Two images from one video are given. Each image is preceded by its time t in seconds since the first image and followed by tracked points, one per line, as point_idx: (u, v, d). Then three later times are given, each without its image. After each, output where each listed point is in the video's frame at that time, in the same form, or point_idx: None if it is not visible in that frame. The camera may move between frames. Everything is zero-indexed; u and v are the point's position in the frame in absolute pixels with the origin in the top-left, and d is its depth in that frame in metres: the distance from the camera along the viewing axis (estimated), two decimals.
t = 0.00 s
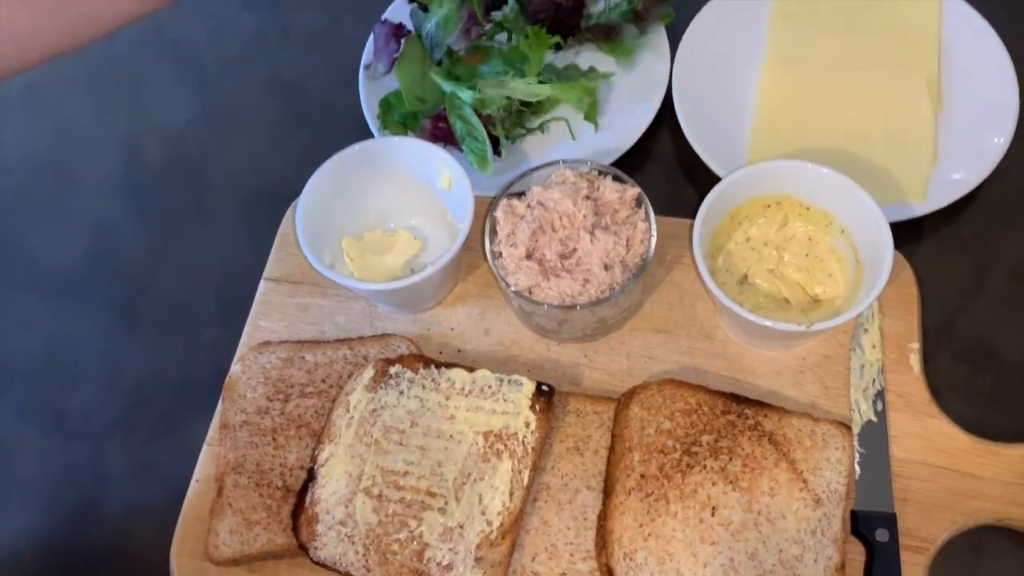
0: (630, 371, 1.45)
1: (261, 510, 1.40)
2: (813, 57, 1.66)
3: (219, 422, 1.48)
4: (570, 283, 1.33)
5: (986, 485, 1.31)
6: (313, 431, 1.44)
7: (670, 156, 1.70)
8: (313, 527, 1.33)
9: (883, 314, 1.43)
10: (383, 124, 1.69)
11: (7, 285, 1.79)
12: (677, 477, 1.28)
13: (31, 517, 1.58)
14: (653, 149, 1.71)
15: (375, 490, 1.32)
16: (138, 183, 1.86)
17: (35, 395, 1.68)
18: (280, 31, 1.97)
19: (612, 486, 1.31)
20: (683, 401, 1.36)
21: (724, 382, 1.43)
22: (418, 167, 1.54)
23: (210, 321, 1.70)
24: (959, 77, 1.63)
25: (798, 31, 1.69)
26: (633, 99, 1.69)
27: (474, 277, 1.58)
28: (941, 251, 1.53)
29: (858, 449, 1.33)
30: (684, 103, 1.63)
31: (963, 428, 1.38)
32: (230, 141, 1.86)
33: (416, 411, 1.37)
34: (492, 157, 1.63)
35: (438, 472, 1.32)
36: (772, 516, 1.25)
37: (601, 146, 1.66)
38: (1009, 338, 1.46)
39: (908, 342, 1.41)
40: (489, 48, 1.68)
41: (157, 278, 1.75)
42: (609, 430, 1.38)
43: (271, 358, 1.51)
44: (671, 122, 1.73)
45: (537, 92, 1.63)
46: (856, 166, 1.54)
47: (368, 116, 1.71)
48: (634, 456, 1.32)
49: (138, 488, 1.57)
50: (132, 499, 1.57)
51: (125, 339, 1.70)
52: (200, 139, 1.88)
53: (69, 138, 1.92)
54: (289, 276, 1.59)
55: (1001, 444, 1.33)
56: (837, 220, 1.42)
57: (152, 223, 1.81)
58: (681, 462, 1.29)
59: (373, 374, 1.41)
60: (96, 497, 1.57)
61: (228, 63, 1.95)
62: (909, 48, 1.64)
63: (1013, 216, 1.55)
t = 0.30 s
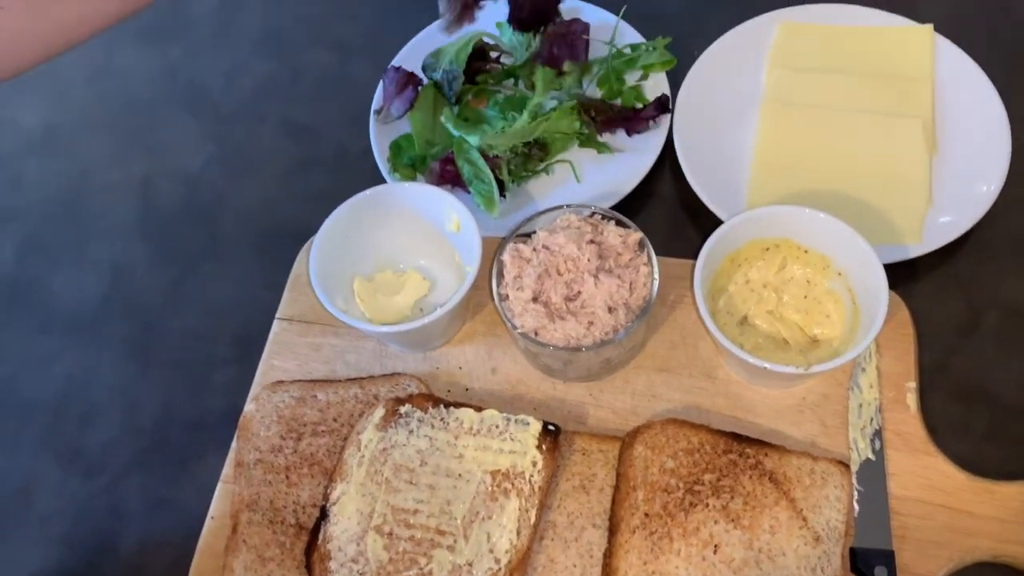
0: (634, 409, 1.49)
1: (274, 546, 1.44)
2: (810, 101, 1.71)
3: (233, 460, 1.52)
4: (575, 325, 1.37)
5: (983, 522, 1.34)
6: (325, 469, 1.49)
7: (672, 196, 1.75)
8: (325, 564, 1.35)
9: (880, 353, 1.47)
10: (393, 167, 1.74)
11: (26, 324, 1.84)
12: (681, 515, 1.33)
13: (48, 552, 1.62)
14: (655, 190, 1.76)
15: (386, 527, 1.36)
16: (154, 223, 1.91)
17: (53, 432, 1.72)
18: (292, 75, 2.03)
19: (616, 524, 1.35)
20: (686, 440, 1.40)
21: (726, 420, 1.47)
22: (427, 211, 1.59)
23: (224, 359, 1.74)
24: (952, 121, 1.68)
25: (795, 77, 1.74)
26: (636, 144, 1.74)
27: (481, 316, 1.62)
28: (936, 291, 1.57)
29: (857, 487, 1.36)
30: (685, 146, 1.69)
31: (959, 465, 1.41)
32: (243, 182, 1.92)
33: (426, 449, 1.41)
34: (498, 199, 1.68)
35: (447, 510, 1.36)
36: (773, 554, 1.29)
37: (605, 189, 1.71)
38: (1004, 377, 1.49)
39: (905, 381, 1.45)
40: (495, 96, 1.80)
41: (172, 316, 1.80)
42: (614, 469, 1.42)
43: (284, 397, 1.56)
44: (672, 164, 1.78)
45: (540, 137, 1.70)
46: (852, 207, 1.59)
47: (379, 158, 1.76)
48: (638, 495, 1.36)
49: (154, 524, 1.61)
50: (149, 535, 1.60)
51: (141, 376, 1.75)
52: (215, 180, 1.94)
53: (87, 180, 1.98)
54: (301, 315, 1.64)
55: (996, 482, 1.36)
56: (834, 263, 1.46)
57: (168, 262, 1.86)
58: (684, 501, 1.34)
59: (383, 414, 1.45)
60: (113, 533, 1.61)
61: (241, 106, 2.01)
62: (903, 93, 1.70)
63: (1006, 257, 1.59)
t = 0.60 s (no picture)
0: (640, 432, 1.49)
1: (281, 567, 1.44)
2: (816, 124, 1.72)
3: (240, 480, 1.53)
4: (582, 347, 1.38)
5: (990, 546, 1.34)
6: (332, 489, 1.49)
7: (678, 218, 1.76)
8: None
9: (886, 376, 1.48)
10: (401, 187, 1.76)
11: (36, 343, 1.85)
12: (688, 539, 1.33)
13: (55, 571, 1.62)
14: (661, 213, 1.77)
15: (392, 548, 1.35)
16: (164, 243, 1.93)
17: (61, 451, 1.73)
18: (301, 96, 2.06)
19: (622, 547, 1.35)
20: (693, 462, 1.40)
21: (732, 442, 1.47)
22: (435, 232, 1.61)
23: (232, 379, 1.75)
24: (956, 145, 1.70)
25: (800, 100, 1.76)
26: (642, 165, 1.76)
27: (488, 337, 1.63)
28: (941, 314, 1.58)
29: (862, 511, 1.37)
30: (691, 169, 1.70)
31: (966, 489, 1.40)
32: (253, 202, 1.94)
33: (433, 470, 1.41)
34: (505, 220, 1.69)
35: (453, 532, 1.35)
36: None
37: (612, 210, 1.73)
38: (1010, 400, 1.49)
39: (911, 404, 1.45)
40: (502, 118, 1.81)
41: (181, 335, 1.81)
42: (620, 491, 1.42)
43: (291, 417, 1.56)
44: (678, 186, 1.80)
45: (547, 159, 1.71)
46: (858, 230, 1.60)
47: (386, 179, 1.78)
48: (644, 518, 1.36)
49: (161, 543, 1.62)
50: (156, 554, 1.61)
51: (149, 395, 1.76)
52: (224, 200, 1.96)
53: (98, 200, 2.01)
54: (309, 335, 1.65)
55: (1003, 506, 1.36)
56: (839, 286, 1.46)
57: (177, 282, 1.87)
58: (691, 524, 1.34)
59: (390, 434, 1.46)
60: (120, 553, 1.62)
61: (250, 127, 2.04)
62: (908, 116, 1.71)
63: (1011, 279, 1.59)
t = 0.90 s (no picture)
0: (645, 437, 1.49)
1: (284, 570, 1.44)
2: (822, 131, 1.72)
3: (243, 482, 1.52)
4: (587, 351, 1.38)
5: (997, 556, 1.33)
6: (335, 492, 1.49)
7: (684, 224, 1.76)
8: None
9: (893, 383, 1.47)
10: (407, 191, 1.77)
11: (39, 343, 1.85)
12: (692, 545, 1.32)
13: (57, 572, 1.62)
14: (666, 218, 1.77)
15: (395, 553, 1.35)
16: (169, 244, 1.93)
17: (64, 452, 1.73)
18: (307, 98, 2.06)
19: (626, 553, 1.35)
20: (698, 469, 1.39)
21: (737, 449, 1.47)
22: (440, 236, 1.61)
23: (236, 381, 1.75)
24: (963, 153, 1.69)
25: (807, 108, 1.76)
26: (648, 172, 1.76)
27: (493, 341, 1.62)
28: (948, 322, 1.57)
29: (868, 518, 1.36)
30: (698, 175, 1.70)
31: (972, 498, 1.40)
32: (257, 204, 1.94)
33: (436, 475, 1.41)
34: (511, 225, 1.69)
35: (457, 536, 1.35)
36: None
37: (618, 215, 1.72)
38: (1016, 408, 1.49)
39: (917, 412, 1.44)
40: (508, 123, 1.82)
41: (185, 337, 1.81)
42: (625, 497, 1.42)
43: (295, 420, 1.56)
44: (684, 193, 1.79)
45: (553, 163, 1.71)
46: (864, 237, 1.59)
47: (392, 183, 1.78)
48: (649, 524, 1.35)
49: (163, 546, 1.61)
50: (158, 556, 1.60)
51: (153, 397, 1.76)
52: (229, 201, 1.96)
53: (104, 201, 2.01)
54: (313, 338, 1.65)
55: (1009, 515, 1.35)
56: (846, 292, 1.46)
57: (182, 284, 1.87)
58: (695, 530, 1.33)
59: (393, 438, 1.46)
60: (122, 554, 1.61)
61: (256, 129, 2.04)
62: (914, 124, 1.71)
63: (1017, 287, 1.59)
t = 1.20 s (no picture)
0: (649, 430, 1.47)
1: (281, 559, 1.42)
2: (831, 123, 1.70)
3: (241, 470, 1.49)
4: (592, 341, 1.37)
5: (1005, 553, 1.31)
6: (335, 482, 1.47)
7: (690, 215, 1.73)
8: None
9: (901, 378, 1.45)
10: (410, 179, 1.74)
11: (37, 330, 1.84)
12: (696, 539, 1.31)
13: (52, 559, 1.60)
14: (673, 209, 1.74)
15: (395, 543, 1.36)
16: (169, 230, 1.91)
17: (60, 438, 1.71)
18: (309, 84, 2.04)
19: (629, 545, 1.33)
20: (703, 462, 1.37)
21: (742, 442, 1.45)
22: (444, 224, 1.58)
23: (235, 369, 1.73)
24: (974, 146, 1.67)
25: (816, 99, 1.73)
26: (655, 162, 1.73)
27: (495, 331, 1.60)
28: (957, 317, 1.55)
29: (875, 513, 1.34)
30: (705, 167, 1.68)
31: (979, 494, 1.38)
32: (259, 191, 1.92)
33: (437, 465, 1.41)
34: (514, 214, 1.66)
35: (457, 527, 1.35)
36: None
37: (623, 205, 1.70)
38: None
39: (926, 408, 1.42)
40: (513, 111, 1.80)
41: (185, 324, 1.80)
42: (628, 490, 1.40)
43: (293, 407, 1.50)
44: (691, 183, 1.77)
45: (559, 152, 1.68)
46: (872, 230, 1.57)
47: (395, 170, 1.76)
48: (653, 517, 1.35)
49: (159, 534, 1.60)
50: (154, 545, 1.59)
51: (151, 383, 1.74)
52: (230, 188, 1.94)
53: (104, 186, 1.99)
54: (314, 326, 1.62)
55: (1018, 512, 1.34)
56: (855, 285, 1.44)
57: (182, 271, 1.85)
58: (700, 524, 1.32)
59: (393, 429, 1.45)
60: (118, 541, 1.60)
61: (257, 114, 2.02)
62: (925, 116, 1.68)
63: None
